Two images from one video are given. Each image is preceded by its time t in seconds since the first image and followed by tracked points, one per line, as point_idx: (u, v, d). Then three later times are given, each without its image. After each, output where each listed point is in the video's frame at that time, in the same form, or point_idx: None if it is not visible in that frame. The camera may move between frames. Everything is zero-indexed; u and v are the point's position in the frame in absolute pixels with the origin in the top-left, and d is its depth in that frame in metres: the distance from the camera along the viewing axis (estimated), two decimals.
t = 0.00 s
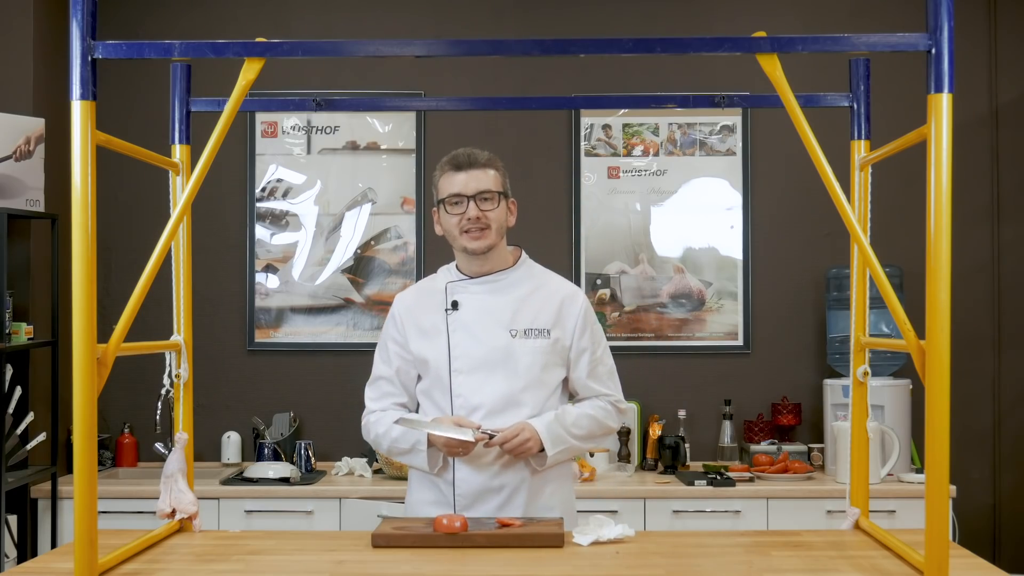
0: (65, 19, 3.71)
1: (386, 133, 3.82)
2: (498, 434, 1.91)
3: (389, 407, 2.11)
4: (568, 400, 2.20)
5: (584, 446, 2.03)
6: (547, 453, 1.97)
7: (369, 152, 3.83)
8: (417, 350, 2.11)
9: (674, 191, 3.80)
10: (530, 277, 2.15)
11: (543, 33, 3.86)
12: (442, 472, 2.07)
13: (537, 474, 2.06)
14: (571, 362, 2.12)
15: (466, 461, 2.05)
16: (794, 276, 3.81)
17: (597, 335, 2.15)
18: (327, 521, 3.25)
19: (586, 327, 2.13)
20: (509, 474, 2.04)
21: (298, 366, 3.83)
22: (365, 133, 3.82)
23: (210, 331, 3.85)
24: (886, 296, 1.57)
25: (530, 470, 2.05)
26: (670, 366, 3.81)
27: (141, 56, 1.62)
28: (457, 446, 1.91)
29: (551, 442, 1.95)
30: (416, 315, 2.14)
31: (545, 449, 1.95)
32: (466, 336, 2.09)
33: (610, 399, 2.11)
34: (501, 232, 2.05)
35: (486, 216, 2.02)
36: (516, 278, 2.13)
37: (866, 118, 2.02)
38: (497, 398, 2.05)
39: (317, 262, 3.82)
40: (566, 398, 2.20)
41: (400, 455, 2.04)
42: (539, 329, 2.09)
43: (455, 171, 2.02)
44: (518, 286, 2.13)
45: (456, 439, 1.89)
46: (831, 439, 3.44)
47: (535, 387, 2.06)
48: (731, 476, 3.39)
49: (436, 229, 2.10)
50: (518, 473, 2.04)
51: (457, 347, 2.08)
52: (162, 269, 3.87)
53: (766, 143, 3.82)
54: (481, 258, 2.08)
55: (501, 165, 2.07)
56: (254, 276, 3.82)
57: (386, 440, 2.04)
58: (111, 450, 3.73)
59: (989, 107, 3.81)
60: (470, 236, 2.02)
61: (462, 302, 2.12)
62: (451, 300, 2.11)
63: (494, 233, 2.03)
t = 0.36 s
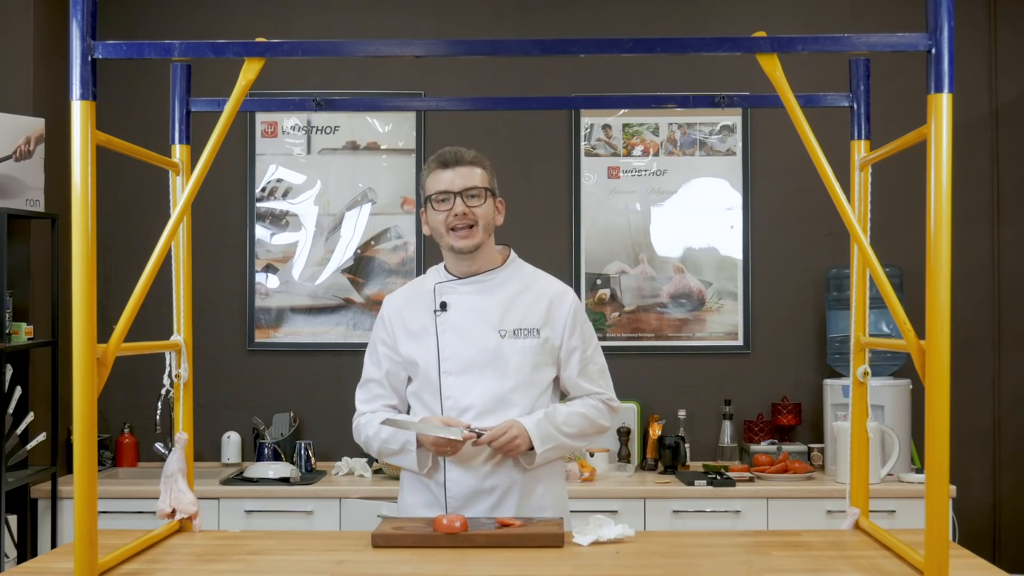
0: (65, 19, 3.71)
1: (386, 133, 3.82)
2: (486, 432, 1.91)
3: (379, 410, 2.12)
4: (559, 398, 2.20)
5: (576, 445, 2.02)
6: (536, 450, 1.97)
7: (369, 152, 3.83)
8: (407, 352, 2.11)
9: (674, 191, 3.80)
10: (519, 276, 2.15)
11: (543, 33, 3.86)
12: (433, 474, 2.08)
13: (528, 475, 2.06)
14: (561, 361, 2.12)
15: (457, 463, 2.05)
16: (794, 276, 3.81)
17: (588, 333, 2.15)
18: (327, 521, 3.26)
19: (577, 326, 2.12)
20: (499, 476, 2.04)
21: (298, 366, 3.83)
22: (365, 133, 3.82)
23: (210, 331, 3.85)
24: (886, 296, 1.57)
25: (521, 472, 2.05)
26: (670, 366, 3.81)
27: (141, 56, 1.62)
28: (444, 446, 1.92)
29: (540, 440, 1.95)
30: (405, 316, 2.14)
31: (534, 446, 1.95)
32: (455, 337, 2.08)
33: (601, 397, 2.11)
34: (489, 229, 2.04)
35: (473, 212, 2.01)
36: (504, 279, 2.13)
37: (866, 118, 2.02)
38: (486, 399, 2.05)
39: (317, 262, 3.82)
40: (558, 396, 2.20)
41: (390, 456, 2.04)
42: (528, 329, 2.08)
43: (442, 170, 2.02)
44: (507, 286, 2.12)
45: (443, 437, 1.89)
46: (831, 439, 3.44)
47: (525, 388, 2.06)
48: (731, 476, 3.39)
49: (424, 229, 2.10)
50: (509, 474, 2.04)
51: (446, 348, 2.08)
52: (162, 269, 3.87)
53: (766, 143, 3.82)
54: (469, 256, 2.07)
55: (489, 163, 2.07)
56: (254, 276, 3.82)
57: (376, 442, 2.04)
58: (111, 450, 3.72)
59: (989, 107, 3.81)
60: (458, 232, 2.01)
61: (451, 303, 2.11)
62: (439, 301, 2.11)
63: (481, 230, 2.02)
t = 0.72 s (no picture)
0: (65, 19, 3.71)
1: (386, 133, 3.82)
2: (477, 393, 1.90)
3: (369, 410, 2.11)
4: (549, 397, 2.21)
5: (566, 433, 2.01)
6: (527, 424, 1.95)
7: (369, 152, 3.83)
8: (396, 352, 2.11)
9: (674, 191, 3.80)
10: (508, 275, 2.14)
11: (543, 33, 3.86)
12: (423, 474, 2.07)
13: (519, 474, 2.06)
14: (551, 360, 2.12)
15: (447, 464, 2.05)
16: (794, 276, 3.81)
17: (577, 332, 2.15)
18: (327, 521, 3.26)
19: (566, 325, 2.13)
20: (491, 477, 2.04)
21: (298, 366, 3.83)
22: (366, 133, 3.82)
23: (210, 331, 3.85)
24: (886, 297, 1.57)
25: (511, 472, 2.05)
26: (671, 367, 3.81)
27: (141, 56, 1.62)
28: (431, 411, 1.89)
29: (531, 415, 1.95)
30: (394, 316, 2.13)
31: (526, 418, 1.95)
32: (445, 337, 2.08)
33: (592, 395, 2.10)
34: (479, 228, 2.03)
35: (464, 211, 2.00)
36: (493, 277, 2.13)
37: (866, 118, 2.02)
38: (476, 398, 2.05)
39: (317, 262, 3.82)
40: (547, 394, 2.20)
41: (380, 444, 2.00)
42: (518, 328, 2.09)
43: (433, 167, 2.01)
44: (497, 285, 2.12)
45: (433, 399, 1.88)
46: (831, 439, 3.44)
47: (515, 387, 2.06)
48: (731, 476, 3.39)
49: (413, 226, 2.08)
50: (500, 474, 2.04)
51: (436, 348, 2.08)
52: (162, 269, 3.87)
53: (766, 143, 3.82)
54: (459, 254, 2.06)
55: (480, 163, 2.06)
56: (254, 276, 3.82)
57: (367, 431, 2.00)
58: (111, 450, 3.73)
59: (989, 107, 3.81)
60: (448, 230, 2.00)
61: (440, 302, 2.11)
62: (428, 301, 2.11)
63: (471, 228, 2.01)
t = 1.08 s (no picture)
0: (65, 19, 3.71)
1: (386, 133, 3.82)
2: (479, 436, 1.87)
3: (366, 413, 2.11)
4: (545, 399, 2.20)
5: (564, 447, 2.00)
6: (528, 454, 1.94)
7: (369, 152, 3.83)
8: (392, 355, 2.10)
9: (674, 191, 3.80)
10: (504, 277, 2.14)
11: (543, 33, 3.86)
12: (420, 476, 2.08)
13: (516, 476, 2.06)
14: (547, 362, 2.12)
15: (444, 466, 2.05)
16: (794, 276, 3.81)
17: (573, 333, 2.15)
18: (327, 521, 3.26)
19: (562, 326, 2.13)
20: (487, 480, 2.04)
21: (298, 366, 3.83)
22: (365, 133, 3.82)
23: (210, 331, 3.85)
24: (886, 296, 1.57)
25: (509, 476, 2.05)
26: (671, 366, 3.81)
27: (141, 56, 1.62)
28: (432, 451, 1.87)
29: (530, 443, 1.93)
30: (390, 319, 2.13)
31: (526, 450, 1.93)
32: (441, 339, 2.08)
33: (587, 399, 2.09)
34: (475, 228, 2.02)
35: (460, 209, 1.98)
36: (490, 280, 2.13)
37: (866, 118, 2.02)
38: (473, 401, 2.05)
39: (317, 262, 3.82)
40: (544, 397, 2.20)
41: (378, 460, 2.02)
42: (514, 331, 2.08)
43: (432, 166, 2.01)
44: (493, 287, 2.12)
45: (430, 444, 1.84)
46: (831, 439, 3.44)
47: (511, 389, 2.06)
48: (731, 476, 3.39)
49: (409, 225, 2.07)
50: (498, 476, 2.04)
51: (432, 351, 2.08)
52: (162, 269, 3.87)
53: (766, 143, 3.82)
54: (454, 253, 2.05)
55: (478, 165, 2.06)
56: (254, 276, 3.82)
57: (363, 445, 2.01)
58: (111, 450, 3.73)
59: (989, 107, 3.80)
60: (445, 227, 1.98)
61: (436, 305, 2.11)
62: (424, 303, 2.11)
63: (467, 227, 2.00)
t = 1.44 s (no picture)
0: (65, 20, 3.72)
1: (386, 133, 3.82)
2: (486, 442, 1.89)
3: (378, 412, 2.12)
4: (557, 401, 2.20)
5: (571, 450, 2.02)
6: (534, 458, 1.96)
7: (369, 152, 3.83)
8: (405, 355, 2.11)
9: (674, 191, 3.80)
10: (518, 280, 2.14)
11: (542, 33, 3.86)
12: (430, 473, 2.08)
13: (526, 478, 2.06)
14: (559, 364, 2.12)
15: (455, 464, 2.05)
16: (794, 276, 3.81)
17: (585, 336, 2.15)
18: (327, 521, 3.26)
19: (574, 329, 2.13)
20: (497, 479, 2.04)
21: (298, 366, 3.83)
22: (366, 133, 3.82)
23: (210, 331, 3.85)
24: (886, 296, 1.57)
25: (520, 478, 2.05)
26: (670, 366, 3.81)
27: (141, 56, 1.62)
28: (440, 456, 1.91)
29: (537, 447, 1.95)
30: (404, 320, 2.13)
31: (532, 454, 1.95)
32: (454, 341, 2.09)
33: (598, 402, 2.10)
34: (490, 234, 2.03)
35: (476, 215, 2.00)
36: (503, 282, 2.13)
37: (866, 118, 2.02)
38: (485, 403, 2.05)
39: (317, 262, 3.82)
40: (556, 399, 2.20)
41: (388, 460, 2.05)
42: (526, 333, 2.08)
43: (447, 172, 2.03)
44: (506, 289, 2.12)
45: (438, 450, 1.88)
46: (831, 439, 3.44)
47: (523, 391, 2.06)
48: (731, 476, 3.39)
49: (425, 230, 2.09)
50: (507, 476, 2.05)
51: (445, 352, 2.08)
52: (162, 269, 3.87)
53: (766, 142, 3.82)
54: (469, 258, 2.06)
55: (493, 169, 2.08)
56: (254, 276, 3.82)
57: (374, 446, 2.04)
58: (111, 450, 3.73)
59: (989, 107, 3.80)
60: (460, 233, 2.00)
61: (450, 306, 2.11)
62: (438, 305, 2.11)
63: (482, 233, 2.01)
